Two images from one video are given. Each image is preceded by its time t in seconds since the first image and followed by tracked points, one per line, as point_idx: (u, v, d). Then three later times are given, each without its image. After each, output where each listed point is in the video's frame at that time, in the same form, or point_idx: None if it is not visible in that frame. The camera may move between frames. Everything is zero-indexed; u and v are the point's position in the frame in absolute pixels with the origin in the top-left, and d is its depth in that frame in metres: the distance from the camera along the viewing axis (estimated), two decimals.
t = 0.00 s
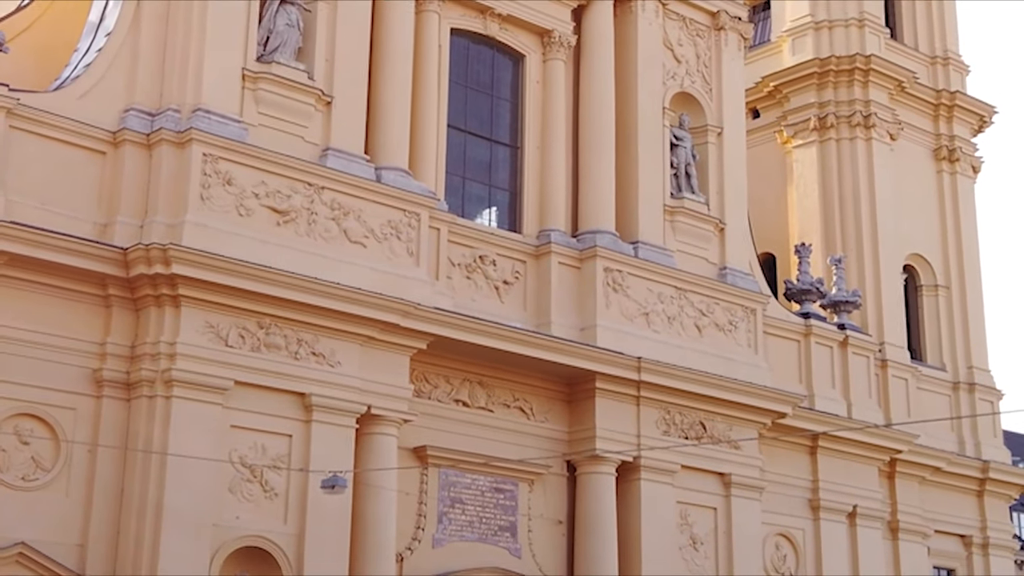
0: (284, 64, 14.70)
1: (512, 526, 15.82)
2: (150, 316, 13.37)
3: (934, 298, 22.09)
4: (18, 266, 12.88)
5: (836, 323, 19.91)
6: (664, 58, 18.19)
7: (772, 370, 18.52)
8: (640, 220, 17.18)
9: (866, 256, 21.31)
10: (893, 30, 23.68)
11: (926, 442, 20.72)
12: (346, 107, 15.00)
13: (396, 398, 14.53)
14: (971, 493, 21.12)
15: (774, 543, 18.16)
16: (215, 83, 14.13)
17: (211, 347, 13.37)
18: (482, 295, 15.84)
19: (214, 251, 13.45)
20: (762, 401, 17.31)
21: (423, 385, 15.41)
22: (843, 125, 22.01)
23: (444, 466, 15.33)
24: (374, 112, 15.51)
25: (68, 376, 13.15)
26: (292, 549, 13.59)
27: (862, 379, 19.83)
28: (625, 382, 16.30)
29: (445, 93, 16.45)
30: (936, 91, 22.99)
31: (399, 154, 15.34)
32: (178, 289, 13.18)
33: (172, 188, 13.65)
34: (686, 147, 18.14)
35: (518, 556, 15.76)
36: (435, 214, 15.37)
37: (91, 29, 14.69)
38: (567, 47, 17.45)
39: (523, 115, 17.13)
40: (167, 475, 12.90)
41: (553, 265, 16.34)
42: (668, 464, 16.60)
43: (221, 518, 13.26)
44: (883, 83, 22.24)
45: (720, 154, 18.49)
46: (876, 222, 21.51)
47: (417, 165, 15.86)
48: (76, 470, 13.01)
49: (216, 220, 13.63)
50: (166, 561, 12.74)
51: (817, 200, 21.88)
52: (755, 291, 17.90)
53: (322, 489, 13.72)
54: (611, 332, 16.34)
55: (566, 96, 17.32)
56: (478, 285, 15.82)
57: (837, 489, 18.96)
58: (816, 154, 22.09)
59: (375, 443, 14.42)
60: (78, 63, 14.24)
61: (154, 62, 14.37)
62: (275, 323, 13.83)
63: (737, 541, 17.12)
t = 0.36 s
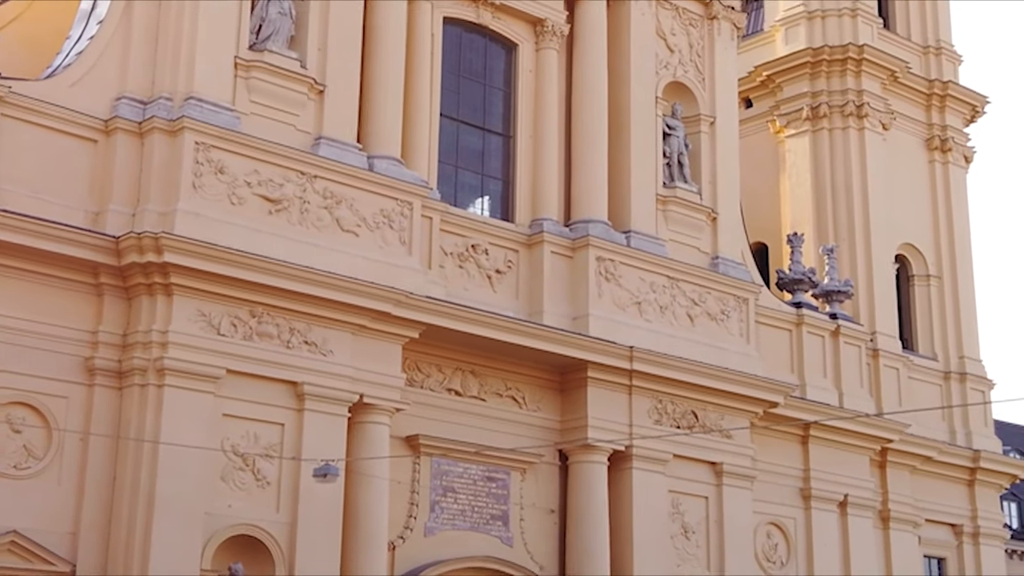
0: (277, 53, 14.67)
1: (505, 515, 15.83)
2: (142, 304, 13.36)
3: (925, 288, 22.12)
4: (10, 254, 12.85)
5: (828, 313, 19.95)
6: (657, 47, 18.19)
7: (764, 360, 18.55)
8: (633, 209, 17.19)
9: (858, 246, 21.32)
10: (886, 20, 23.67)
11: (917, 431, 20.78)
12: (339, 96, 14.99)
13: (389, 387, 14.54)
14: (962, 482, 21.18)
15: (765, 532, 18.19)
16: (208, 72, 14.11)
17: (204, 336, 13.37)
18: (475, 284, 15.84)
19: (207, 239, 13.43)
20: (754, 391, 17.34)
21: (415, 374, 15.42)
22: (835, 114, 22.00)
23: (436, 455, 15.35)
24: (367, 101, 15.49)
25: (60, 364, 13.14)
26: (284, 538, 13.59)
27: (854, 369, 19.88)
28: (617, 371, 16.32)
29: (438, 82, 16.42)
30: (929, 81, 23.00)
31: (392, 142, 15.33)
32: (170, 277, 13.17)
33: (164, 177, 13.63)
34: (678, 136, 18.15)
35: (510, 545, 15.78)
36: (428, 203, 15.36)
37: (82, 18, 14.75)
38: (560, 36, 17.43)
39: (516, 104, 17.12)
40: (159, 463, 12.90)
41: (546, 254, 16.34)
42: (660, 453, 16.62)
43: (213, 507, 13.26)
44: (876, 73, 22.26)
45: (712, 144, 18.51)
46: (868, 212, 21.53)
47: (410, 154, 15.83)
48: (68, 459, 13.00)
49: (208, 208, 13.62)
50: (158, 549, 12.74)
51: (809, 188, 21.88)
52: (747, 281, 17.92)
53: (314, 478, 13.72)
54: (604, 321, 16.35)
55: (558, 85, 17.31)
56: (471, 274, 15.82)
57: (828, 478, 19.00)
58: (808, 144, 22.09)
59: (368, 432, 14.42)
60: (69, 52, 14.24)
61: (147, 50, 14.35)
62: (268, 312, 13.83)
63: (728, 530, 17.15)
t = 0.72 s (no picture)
0: (270, 41, 14.66)
1: (497, 504, 15.85)
2: (134, 293, 13.34)
3: (917, 277, 22.14)
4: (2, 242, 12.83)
5: (821, 302, 19.98)
6: (650, 36, 18.19)
7: (756, 349, 18.58)
8: (625, 198, 17.18)
9: (851, 236, 21.34)
10: (879, 10, 23.66)
11: (909, 420, 20.82)
12: (331, 84, 14.98)
13: (381, 376, 14.54)
14: (953, 471, 21.23)
15: (757, 521, 18.23)
16: (200, 60, 14.09)
17: (196, 324, 13.35)
18: (467, 273, 15.83)
19: (199, 227, 13.42)
20: (746, 380, 17.36)
21: (408, 363, 15.42)
22: (828, 104, 22.02)
23: (428, 444, 15.36)
24: (360, 89, 15.47)
25: (51, 352, 13.12)
26: (276, 527, 13.60)
27: (846, 358, 19.92)
28: (609, 360, 16.33)
29: (431, 70, 16.41)
30: (922, 70, 23.00)
31: (384, 131, 15.31)
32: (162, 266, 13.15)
33: (156, 165, 13.61)
34: (672, 126, 18.13)
35: (502, 533, 15.80)
36: (421, 192, 15.34)
37: (75, 6, 14.76)
38: (553, 25, 17.42)
39: (509, 93, 17.10)
40: (151, 452, 12.90)
41: (538, 243, 16.34)
42: (652, 442, 16.64)
43: (206, 495, 13.26)
44: (869, 62, 22.25)
45: (705, 133, 18.51)
46: (861, 201, 21.54)
47: (402, 142, 15.80)
48: (60, 447, 12.99)
49: (201, 196, 13.60)
50: (150, 537, 12.74)
51: (802, 177, 21.89)
52: (739, 270, 17.93)
53: (307, 466, 13.73)
54: (596, 310, 16.35)
55: (551, 75, 17.30)
56: (463, 263, 15.81)
57: (820, 467, 19.03)
58: (801, 134, 22.09)
59: (360, 420, 14.43)
60: (62, 40, 14.23)
61: (139, 38, 14.32)
62: (260, 301, 13.82)
63: (720, 519, 17.18)
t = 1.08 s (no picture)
0: (262, 29, 14.63)
1: (489, 493, 15.86)
2: (126, 281, 13.32)
3: (909, 268, 22.17)
4: None
5: (813, 292, 20.00)
6: (644, 26, 18.21)
7: (748, 338, 18.61)
8: (618, 188, 17.18)
9: (844, 226, 21.35)
10: None
11: (900, 410, 20.87)
12: (324, 72, 14.95)
13: (373, 365, 14.54)
14: (944, 461, 21.28)
15: (749, 510, 18.27)
16: (193, 48, 14.06)
17: (188, 313, 13.34)
18: (460, 262, 15.82)
19: (192, 216, 13.40)
20: (738, 369, 17.37)
21: (401, 352, 15.42)
22: (822, 94, 21.97)
23: (420, 433, 15.37)
24: (353, 78, 15.46)
25: (44, 341, 13.11)
26: (269, 516, 13.59)
27: (838, 348, 19.94)
28: (602, 349, 16.33)
29: (424, 59, 16.40)
30: (915, 60, 23.00)
31: (377, 120, 15.30)
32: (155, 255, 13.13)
33: (148, 153, 13.59)
34: (665, 115, 18.17)
35: (494, 522, 15.82)
36: (414, 181, 15.33)
37: None
38: (547, 14, 17.43)
39: (502, 82, 17.10)
40: (143, 440, 12.89)
41: (531, 233, 16.33)
42: (645, 431, 16.65)
43: (198, 484, 13.26)
44: (862, 52, 22.24)
45: (698, 122, 18.50)
46: (853, 192, 21.55)
47: (395, 131, 15.78)
48: (52, 436, 12.98)
49: (193, 185, 13.58)
50: (142, 526, 12.73)
51: (795, 166, 21.89)
52: (731, 260, 17.94)
53: (299, 455, 13.73)
54: (589, 299, 16.35)
55: (544, 64, 17.29)
56: (456, 252, 15.80)
57: (812, 456, 19.07)
58: (794, 124, 22.09)
59: (353, 409, 14.44)
60: (54, 28, 14.20)
61: (131, 26, 14.29)
62: (253, 290, 13.80)
63: (712, 508, 17.21)
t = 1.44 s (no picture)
0: (256, 19, 14.61)
1: (482, 483, 15.87)
2: (119, 271, 13.30)
3: (903, 259, 22.18)
4: None
5: (806, 283, 20.03)
6: (638, 17, 18.20)
7: (741, 329, 18.64)
8: (612, 179, 17.18)
9: (837, 217, 21.37)
10: None
11: (893, 401, 20.94)
12: (318, 63, 14.94)
13: (367, 355, 14.54)
14: (937, 451, 21.32)
15: (741, 501, 18.30)
16: (186, 38, 14.04)
17: (182, 304, 13.33)
18: (454, 252, 15.81)
19: (185, 206, 13.38)
20: (732, 360, 17.39)
21: (394, 342, 15.42)
22: (815, 85, 22.01)
23: (414, 423, 15.37)
24: (347, 68, 15.45)
25: (37, 331, 13.10)
26: (262, 505, 13.60)
27: (831, 339, 19.97)
28: (595, 340, 16.34)
29: (418, 49, 16.39)
30: (909, 51, 22.99)
31: (371, 110, 15.29)
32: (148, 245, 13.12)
33: (142, 143, 13.56)
34: (659, 106, 18.13)
35: (487, 513, 15.84)
36: (408, 171, 15.32)
37: None
38: (541, 4, 17.41)
39: (496, 72, 17.09)
40: (137, 430, 12.89)
41: (525, 223, 16.33)
42: (638, 422, 16.67)
43: (191, 474, 13.26)
44: (856, 43, 22.22)
45: (692, 113, 18.50)
46: (846, 183, 21.55)
47: (389, 122, 15.79)
48: (45, 425, 12.97)
49: (187, 175, 13.57)
50: (135, 516, 12.73)
51: (788, 157, 21.89)
52: (725, 251, 17.94)
53: (292, 445, 13.73)
54: (582, 290, 16.35)
55: (539, 55, 17.28)
56: (450, 243, 15.79)
57: (805, 447, 19.09)
58: (788, 115, 22.09)
59: (347, 399, 14.43)
60: (47, 18, 14.18)
61: (125, 16, 14.27)
62: (246, 280, 13.79)
63: (705, 499, 17.23)
